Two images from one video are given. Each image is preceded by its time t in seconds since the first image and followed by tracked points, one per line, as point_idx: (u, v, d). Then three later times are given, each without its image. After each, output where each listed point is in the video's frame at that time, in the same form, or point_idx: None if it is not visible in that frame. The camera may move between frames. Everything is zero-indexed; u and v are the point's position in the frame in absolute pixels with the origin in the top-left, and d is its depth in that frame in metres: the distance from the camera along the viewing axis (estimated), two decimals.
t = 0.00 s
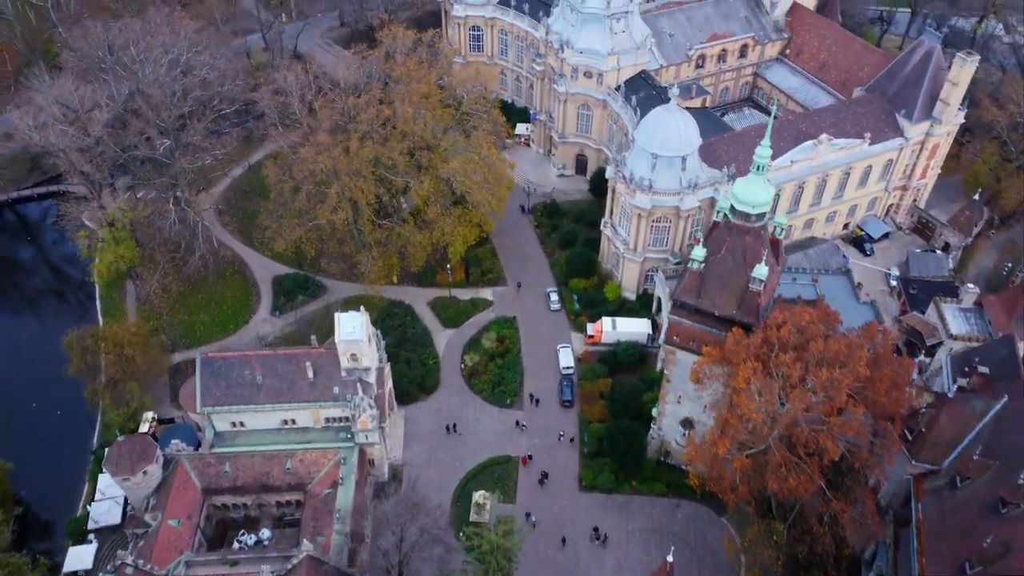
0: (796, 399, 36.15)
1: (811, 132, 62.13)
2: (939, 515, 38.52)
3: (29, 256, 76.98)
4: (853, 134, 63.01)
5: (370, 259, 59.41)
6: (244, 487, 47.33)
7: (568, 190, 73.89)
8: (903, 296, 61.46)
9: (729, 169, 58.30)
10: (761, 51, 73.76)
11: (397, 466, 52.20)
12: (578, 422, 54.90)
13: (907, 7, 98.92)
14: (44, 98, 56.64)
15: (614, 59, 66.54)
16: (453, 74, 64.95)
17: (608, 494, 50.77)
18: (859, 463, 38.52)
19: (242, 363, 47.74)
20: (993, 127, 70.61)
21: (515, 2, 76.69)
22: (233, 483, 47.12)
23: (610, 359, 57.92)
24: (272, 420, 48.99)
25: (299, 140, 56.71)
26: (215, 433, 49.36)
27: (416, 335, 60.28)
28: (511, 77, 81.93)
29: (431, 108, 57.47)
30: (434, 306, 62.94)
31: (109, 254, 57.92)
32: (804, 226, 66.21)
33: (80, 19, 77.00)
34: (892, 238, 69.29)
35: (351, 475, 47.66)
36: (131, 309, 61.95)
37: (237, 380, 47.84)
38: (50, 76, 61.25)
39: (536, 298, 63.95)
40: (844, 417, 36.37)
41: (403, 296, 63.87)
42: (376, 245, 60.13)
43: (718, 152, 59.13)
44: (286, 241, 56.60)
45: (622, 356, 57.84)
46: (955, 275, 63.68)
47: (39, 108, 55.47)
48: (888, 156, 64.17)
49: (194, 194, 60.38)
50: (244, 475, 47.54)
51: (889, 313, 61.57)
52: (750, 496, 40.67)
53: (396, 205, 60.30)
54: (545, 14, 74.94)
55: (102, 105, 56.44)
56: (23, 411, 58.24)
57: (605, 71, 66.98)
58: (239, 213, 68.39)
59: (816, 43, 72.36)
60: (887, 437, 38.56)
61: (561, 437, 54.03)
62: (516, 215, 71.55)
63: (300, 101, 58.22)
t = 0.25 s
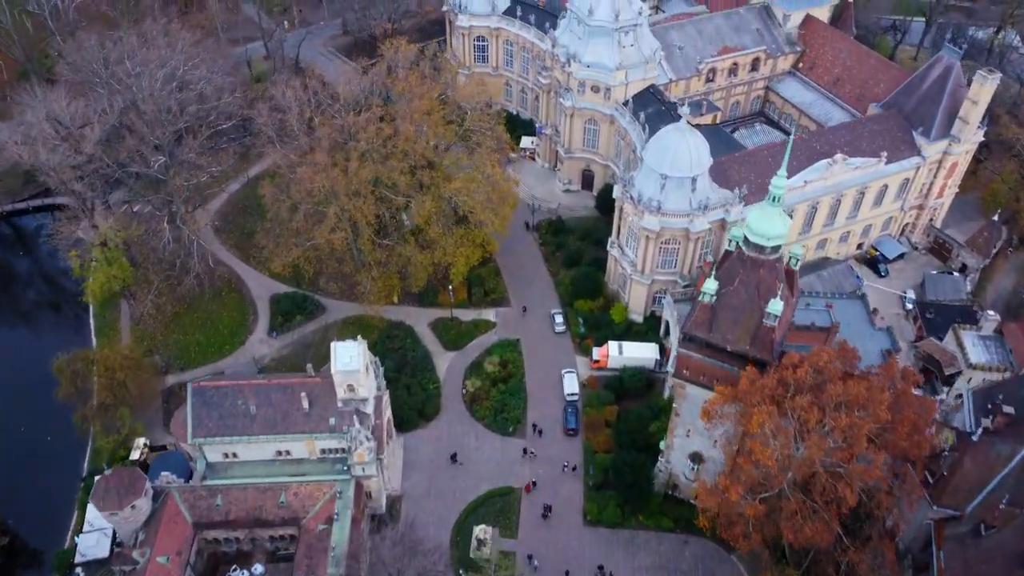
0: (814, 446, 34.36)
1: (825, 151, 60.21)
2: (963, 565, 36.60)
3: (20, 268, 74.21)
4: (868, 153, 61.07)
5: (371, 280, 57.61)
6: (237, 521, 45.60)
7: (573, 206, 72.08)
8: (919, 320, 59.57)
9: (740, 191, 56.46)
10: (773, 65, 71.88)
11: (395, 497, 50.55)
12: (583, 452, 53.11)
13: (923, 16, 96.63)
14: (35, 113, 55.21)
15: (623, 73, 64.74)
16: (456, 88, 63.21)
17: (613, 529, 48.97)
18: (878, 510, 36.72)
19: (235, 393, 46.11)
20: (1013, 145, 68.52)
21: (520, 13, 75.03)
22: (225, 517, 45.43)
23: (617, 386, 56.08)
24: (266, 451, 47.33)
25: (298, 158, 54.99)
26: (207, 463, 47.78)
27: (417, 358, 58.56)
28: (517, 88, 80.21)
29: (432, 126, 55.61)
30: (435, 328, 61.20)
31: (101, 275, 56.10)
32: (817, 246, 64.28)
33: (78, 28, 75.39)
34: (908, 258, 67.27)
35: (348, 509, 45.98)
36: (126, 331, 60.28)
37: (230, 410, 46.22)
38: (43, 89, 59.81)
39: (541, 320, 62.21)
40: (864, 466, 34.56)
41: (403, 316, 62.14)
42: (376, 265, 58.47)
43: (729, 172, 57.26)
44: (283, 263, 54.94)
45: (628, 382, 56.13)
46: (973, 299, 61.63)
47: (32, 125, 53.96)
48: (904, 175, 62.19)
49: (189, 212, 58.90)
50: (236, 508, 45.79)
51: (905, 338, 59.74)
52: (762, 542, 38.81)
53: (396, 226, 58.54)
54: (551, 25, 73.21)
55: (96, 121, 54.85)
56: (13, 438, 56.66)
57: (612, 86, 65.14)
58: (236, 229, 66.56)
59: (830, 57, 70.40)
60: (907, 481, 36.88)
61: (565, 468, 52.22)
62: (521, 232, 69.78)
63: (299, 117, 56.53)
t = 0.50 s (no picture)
0: (837, 503, 32.64)
1: (845, 172, 58.01)
2: None
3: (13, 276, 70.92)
4: (890, 175, 58.82)
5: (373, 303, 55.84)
6: (230, 557, 43.63)
7: (584, 223, 70.13)
8: (942, 349, 57.60)
9: (757, 215, 54.43)
10: (791, 80, 69.66)
11: (396, 531, 48.73)
12: (591, 486, 51.13)
13: (945, 27, 94.02)
14: (32, 128, 53.84)
15: (636, 89, 62.78)
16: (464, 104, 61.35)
17: (622, 569, 47.07)
18: (902, 565, 35.03)
19: (230, 425, 44.42)
20: None
21: (531, 24, 73.25)
22: (217, 554, 43.47)
23: (626, 416, 54.13)
24: (262, 484, 45.54)
25: (299, 177, 53.25)
26: (201, 496, 46.00)
27: (420, 382, 56.78)
28: (527, 100, 78.29)
29: (438, 147, 53.55)
30: (440, 351, 59.42)
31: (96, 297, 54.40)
32: (836, 270, 62.12)
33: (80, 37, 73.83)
34: (929, 282, 65.05)
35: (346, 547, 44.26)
36: (122, 351, 58.64)
37: (225, 442, 44.55)
38: (41, 102, 58.41)
39: (548, 344, 60.31)
40: (890, 522, 32.98)
41: (407, 338, 60.38)
42: (379, 285, 56.87)
43: (746, 194, 55.20)
44: (283, 285, 53.24)
45: (638, 412, 53.90)
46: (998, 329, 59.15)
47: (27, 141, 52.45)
48: (927, 198, 59.95)
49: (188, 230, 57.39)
50: (230, 544, 43.79)
51: (926, 367, 57.80)
52: None
53: (401, 246, 56.73)
54: (563, 37, 71.32)
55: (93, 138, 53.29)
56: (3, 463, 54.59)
57: (625, 102, 63.16)
58: (237, 245, 64.88)
59: (850, 72, 68.16)
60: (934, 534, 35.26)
61: (572, 501, 50.33)
62: (529, 251, 67.83)
63: (301, 135, 54.78)
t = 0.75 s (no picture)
0: (863, 565, 30.75)
1: (870, 197, 55.79)
2: None
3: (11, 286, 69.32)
4: (917, 200, 56.50)
5: (379, 324, 54.18)
6: None
7: (597, 242, 68.25)
8: (968, 382, 55.38)
9: (778, 241, 52.35)
10: (814, 97, 67.49)
11: (397, 566, 47.13)
12: (601, 521, 49.28)
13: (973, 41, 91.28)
14: (32, 141, 52.61)
15: (653, 106, 60.80)
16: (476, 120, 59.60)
17: None
18: None
19: (227, 456, 42.86)
20: None
21: (546, 35, 71.31)
22: None
23: (638, 447, 52.21)
24: (259, 517, 44.02)
25: (304, 196, 51.69)
26: (196, 528, 44.54)
27: (426, 407, 55.08)
28: (540, 113, 76.41)
29: (449, 166, 52.06)
30: (447, 374, 57.72)
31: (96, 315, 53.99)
32: (858, 296, 59.92)
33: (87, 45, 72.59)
34: (955, 309, 62.72)
35: None
36: (122, 369, 57.48)
37: (221, 473, 42.99)
38: (44, 114, 57.15)
39: (559, 368, 58.49)
40: None
41: (414, 360, 58.73)
42: (385, 307, 55.37)
43: (766, 219, 53.18)
44: (286, 307, 51.68)
45: (650, 444, 51.91)
46: None
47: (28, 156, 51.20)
48: (955, 223, 57.63)
49: (191, 247, 56.06)
50: None
51: (952, 401, 55.58)
52: None
53: (408, 267, 55.04)
54: (579, 50, 69.33)
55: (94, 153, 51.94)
56: None
57: (642, 119, 61.19)
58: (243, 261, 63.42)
59: (876, 90, 65.98)
60: None
61: (580, 537, 48.52)
62: (540, 270, 66.07)
63: (307, 151, 53.17)
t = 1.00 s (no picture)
0: None
1: (895, 225, 53.49)
2: None
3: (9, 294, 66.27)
4: (944, 229, 54.15)
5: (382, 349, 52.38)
6: None
7: (609, 263, 66.30)
8: (995, 421, 53.01)
9: (798, 272, 50.23)
10: (836, 117, 65.20)
11: None
12: (608, 561, 47.30)
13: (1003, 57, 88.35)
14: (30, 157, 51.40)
15: (670, 125, 58.74)
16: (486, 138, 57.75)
17: None
18: None
19: (220, 491, 41.29)
20: None
21: (561, 49, 69.40)
22: None
23: (648, 482, 50.18)
24: (252, 554, 42.37)
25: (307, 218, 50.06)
26: (188, 564, 42.95)
27: (430, 435, 53.26)
28: (553, 128, 74.49)
29: (456, 187, 50.52)
30: (452, 401, 55.92)
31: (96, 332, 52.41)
32: (879, 327, 57.63)
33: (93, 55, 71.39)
34: (981, 341, 60.27)
35: None
36: (120, 389, 56.03)
37: (214, 509, 41.40)
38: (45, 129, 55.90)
39: (567, 397, 56.57)
40: None
41: (418, 385, 56.98)
42: (388, 331, 53.58)
43: (786, 247, 51.06)
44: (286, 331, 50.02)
45: (661, 480, 49.73)
46: None
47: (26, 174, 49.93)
48: (983, 253, 55.24)
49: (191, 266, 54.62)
50: None
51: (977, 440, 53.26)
52: None
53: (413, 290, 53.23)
54: (593, 65, 67.33)
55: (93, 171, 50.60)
56: None
57: (658, 139, 59.05)
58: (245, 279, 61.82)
59: (901, 111, 63.68)
60: None
61: None
62: (550, 292, 64.18)
63: (311, 171, 51.51)
